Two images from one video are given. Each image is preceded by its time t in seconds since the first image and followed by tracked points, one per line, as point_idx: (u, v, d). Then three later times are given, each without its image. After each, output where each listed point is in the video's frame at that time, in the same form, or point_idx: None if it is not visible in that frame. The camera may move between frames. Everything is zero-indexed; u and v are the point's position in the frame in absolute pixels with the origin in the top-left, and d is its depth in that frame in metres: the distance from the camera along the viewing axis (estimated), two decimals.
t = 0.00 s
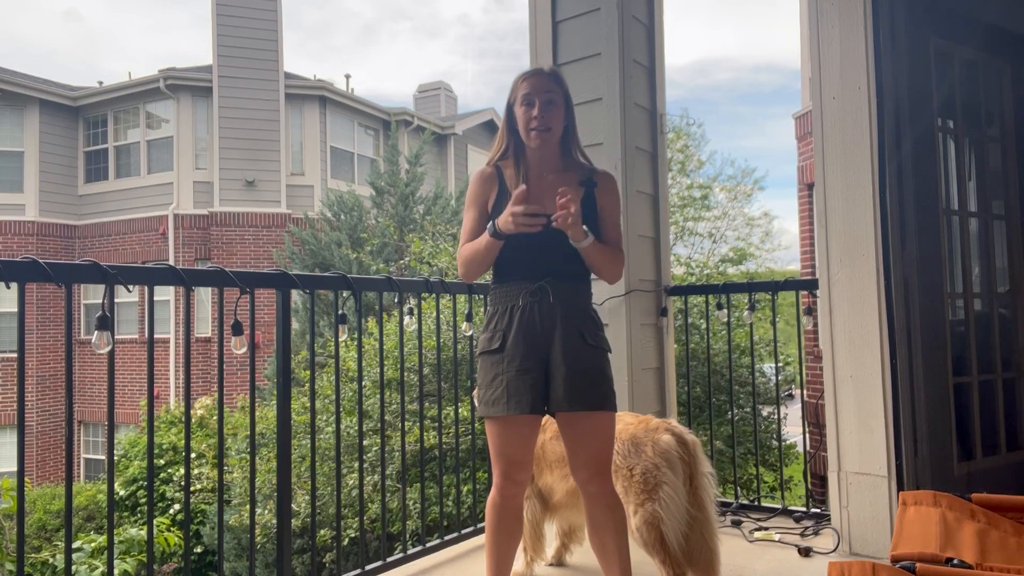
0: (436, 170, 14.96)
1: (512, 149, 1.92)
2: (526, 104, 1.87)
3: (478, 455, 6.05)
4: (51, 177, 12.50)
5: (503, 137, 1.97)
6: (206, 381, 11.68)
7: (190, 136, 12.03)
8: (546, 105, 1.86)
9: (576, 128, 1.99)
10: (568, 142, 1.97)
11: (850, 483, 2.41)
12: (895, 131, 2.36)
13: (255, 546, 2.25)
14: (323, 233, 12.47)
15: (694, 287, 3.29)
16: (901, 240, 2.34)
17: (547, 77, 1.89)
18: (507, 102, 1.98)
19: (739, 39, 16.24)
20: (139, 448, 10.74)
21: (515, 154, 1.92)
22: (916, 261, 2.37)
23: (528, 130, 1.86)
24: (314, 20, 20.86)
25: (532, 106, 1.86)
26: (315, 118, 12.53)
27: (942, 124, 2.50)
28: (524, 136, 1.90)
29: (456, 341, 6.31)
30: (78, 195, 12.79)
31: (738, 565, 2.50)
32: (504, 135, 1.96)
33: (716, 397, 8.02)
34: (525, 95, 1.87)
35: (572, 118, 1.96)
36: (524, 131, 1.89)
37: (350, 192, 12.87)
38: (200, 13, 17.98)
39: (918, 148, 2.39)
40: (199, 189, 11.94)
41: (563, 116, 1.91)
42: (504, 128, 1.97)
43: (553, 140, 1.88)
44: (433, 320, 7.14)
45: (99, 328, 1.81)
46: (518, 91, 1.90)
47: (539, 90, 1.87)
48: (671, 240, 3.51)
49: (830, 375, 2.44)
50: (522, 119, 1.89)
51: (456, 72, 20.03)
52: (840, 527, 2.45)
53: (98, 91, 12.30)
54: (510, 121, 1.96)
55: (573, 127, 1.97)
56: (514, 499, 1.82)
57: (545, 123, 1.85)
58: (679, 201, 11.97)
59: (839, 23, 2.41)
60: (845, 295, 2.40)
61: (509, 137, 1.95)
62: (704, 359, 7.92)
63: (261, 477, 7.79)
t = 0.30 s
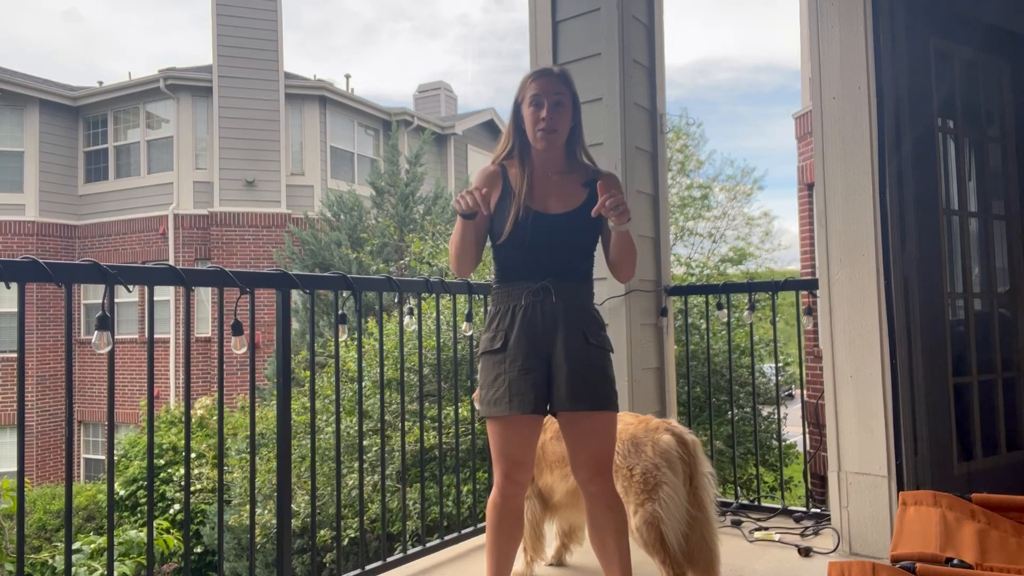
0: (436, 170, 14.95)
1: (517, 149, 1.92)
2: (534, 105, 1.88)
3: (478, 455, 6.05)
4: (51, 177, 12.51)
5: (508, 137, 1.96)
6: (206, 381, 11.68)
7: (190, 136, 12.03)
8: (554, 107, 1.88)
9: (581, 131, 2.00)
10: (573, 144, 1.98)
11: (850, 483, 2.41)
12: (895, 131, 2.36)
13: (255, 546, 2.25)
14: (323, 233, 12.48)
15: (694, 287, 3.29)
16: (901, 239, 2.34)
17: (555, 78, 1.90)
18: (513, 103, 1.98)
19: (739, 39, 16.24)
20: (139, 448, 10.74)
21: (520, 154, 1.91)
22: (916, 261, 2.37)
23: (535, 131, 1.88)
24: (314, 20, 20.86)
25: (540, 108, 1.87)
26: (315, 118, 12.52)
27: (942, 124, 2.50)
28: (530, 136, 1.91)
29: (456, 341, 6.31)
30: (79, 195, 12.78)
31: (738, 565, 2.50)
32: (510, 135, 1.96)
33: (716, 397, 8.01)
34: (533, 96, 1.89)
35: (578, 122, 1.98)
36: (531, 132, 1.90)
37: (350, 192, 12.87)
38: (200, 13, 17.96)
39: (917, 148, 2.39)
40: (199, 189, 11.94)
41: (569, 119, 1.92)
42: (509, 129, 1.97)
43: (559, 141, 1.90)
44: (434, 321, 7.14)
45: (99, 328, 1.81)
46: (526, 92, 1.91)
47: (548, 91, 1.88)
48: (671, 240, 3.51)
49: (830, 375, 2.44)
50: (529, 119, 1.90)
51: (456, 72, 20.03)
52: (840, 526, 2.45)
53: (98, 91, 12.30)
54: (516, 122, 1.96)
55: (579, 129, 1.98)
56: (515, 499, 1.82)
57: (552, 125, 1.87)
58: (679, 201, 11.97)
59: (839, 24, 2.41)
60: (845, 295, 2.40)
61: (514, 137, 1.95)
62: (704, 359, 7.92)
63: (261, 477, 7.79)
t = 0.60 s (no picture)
0: (436, 170, 14.94)
1: (526, 148, 1.92)
2: (544, 106, 1.88)
3: (478, 455, 6.05)
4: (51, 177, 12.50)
5: (517, 135, 1.96)
6: (206, 381, 11.68)
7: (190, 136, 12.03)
8: (564, 109, 1.87)
9: (591, 132, 2.00)
10: (582, 144, 1.98)
11: (850, 483, 2.41)
12: (895, 131, 2.36)
13: (255, 546, 2.25)
14: (323, 233, 12.46)
15: (694, 287, 3.29)
16: (901, 239, 2.34)
17: (566, 80, 1.89)
18: (523, 102, 1.98)
19: (739, 39, 16.24)
20: (139, 448, 10.74)
21: (529, 153, 1.91)
22: (916, 261, 2.37)
23: (544, 132, 1.87)
24: (314, 20, 20.86)
25: (550, 109, 1.87)
26: (315, 118, 12.52)
27: (942, 124, 2.50)
28: (539, 137, 1.91)
29: (456, 341, 6.31)
30: (78, 195, 12.79)
31: (738, 565, 2.50)
32: (519, 134, 1.95)
33: (716, 397, 8.01)
34: (544, 97, 1.88)
35: (588, 122, 1.98)
36: (540, 132, 1.90)
37: (350, 192, 12.86)
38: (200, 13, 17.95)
39: (918, 148, 2.39)
40: (199, 189, 11.94)
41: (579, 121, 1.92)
42: (519, 128, 1.96)
43: (568, 142, 1.89)
44: (433, 321, 7.14)
45: (99, 328, 1.81)
46: (537, 92, 1.90)
47: (558, 93, 1.88)
48: (671, 240, 3.51)
49: (830, 376, 2.44)
50: (539, 121, 1.90)
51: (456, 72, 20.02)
52: (840, 526, 2.45)
53: (98, 91, 12.30)
54: (525, 121, 1.96)
55: (588, 130, 1.98)
56: (517, 499, 1.82)
57: (562, 127, 1.86)
58: (679, 200, 11.98)
59: (839, 23, 2.41)
60: (845, 295, 2.40)
61: (523, 136, 1.95)
62: (704, 359, 7.92)
63: (261, 477, 7.79)
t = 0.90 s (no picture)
0: (436, 170, 14.94)
1: (536, 149, 1.91)
2: (555, 108, 1.87)
3: (478, 454, 6.05)
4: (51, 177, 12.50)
5: (528, 136, 1.95)
6: (206, 381, 11.68)
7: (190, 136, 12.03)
8: (575, 112, 1.87)
9: (601, 132, 2.00)
10: (592, 145, 1.98)
11: (850, 483, 2.41)
12: (895, 131, 2.36)
13: (255, 546, 2.25)
14: (323, 233, 12.44)
15: (694, 287, 3.29)
16: (901, 239, 2.34)
17: (577, 82, 1.88)
18: (534, 102, 1.97)
19: (739, 39, 16.24)
20: (139, 448, 10.74)
21: (540, 154, 1.90)
22: (916, 261, 2.37)
23: (555, 135, 1.87)
24: (314, 20, 20.86)
25: (561, 112, 1.86)
26: (315, 118, 12.52)
27: (942, 124, 2.50)
28: (549, 139, 1.90)
29: (456, 341, 6.31)
30: (78, 195, 12.78)
31: (738, 565, 2.50)
32: (529, 134, 1.95)
33: (716, 397, 8.01)
34: (554, 99, 1.87)
35: (598, 123, 1.97)
36: (550, 135, 1.89)
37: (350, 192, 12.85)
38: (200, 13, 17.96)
39: (918, 148, 2.39)
40: (199, 189, 11.94)
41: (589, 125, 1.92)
42: (529, 128, 1.96)
43: (578, 145, 1.89)
44: (433, 321, 7.15)
45: (99, 328, 1.81)
46: (547, 94, 1.89)
47: (569, 95, 1.87)
48: (671, 240, 3.51)
49: (830, 376, 2.44)
50: (549, 124, 1.89)
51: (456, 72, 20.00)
52: (840, 526, 2.45)
53: (98, 91, 12.30)
54: (536, 122, 1.95)
55: (599, 131, 1.98)
56: (522, 500, 1.83)
57: (572, 130, 1.86)
58: (679, 200, 11.99)
59: (839, 24, 2.41)
60: (845, 295, 2.40)
61: (533, 137, 1.95)
62: (704, 359, 7.93)
63: (261, 477, 7.80)
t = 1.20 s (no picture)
0: (436, 170, 14.93)
1: (543, 150, 1.91)
2: (559, 112, 1.86)
3: (478, 455, 6.05)
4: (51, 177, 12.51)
5: (534, 138, 1.95)
6: (206, 381, 11.68)
7: (190, 136, 12.03)
8: (580, 116, 1.86)
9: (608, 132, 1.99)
10: (599, 145, 1.97)
11: (850, 484, 2.41)
12: (895, 131, 2.36)
13: (255, 546, 2.25)
14: (323, 233, 12.44)
15: (693, 287, 3.29)
16: (901, 239, 2.34)
17: (582, 84, 1.87)
18: (539, 104, 1.97)
19: (740, 39, 16.24)
20: (139, 448, 10.75)
21: (546, 155, 1.90)
22: (916, 262, 2.37)
23: (559, 139, 1.86)
24: (314, 20, 20.86)
25: (565, 117, 1.85)
26: (315, 118, 12.53)
27: (942, 124, 2.50)
28: (554, 141, 1.90)
29: (456, 341, 6.31)
30: (78, 195, 12.78)
31: (738, 565, 2.50)
32: (536, 137, 1.95)
33: (716, 397, 8.01)
34: (559, 103, 1.86)
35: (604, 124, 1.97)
36: (555, 137, 1.89)
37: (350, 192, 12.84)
38: (200, 13, 17.95)
39: (918, 148, 2.39)
40: (199, 189, 11.94)
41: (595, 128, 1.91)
42: (535, 132, 1.95)
43: (584, 148, 1.89)
44: (433, 321, 7.15)
45: (99, 329, 1.81)
46: (552, 97, 1.89)
47: (573, 98, 1.86)
48: (671, 240, 3.51)
49: (831, 376, 2.44)
50: (554, 127, 1.88)
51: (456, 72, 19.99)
52: (840, 527, 2.45)
53: (98, 91, 12.30)
54: (542, 125, 1.95)
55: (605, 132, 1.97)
56: (529, 501, 1.83)
57: (577, 133, 1.85)
58: (678, 200, 12.00)
59: (839, 24, 2.41)
60: (845, 295, 2.40)
61: (539, 139, 1.94)
62: (704, 359, 7.92)
63: (261, 477, 7.80)
